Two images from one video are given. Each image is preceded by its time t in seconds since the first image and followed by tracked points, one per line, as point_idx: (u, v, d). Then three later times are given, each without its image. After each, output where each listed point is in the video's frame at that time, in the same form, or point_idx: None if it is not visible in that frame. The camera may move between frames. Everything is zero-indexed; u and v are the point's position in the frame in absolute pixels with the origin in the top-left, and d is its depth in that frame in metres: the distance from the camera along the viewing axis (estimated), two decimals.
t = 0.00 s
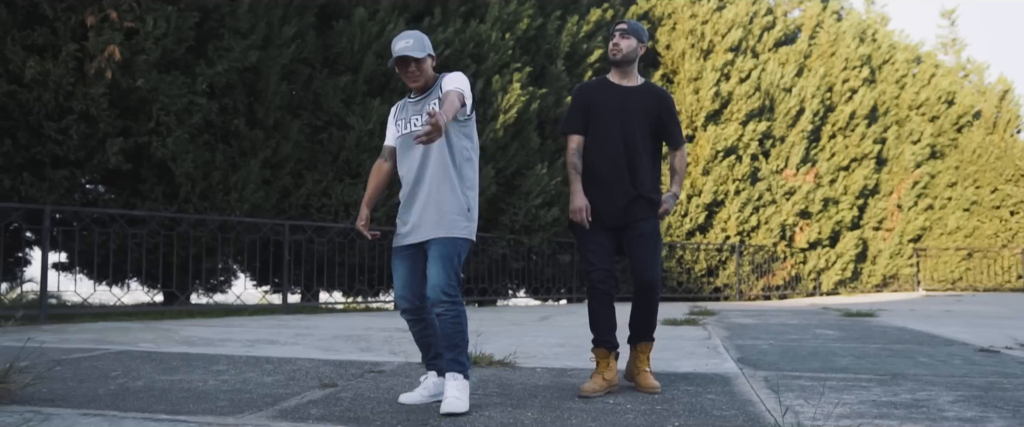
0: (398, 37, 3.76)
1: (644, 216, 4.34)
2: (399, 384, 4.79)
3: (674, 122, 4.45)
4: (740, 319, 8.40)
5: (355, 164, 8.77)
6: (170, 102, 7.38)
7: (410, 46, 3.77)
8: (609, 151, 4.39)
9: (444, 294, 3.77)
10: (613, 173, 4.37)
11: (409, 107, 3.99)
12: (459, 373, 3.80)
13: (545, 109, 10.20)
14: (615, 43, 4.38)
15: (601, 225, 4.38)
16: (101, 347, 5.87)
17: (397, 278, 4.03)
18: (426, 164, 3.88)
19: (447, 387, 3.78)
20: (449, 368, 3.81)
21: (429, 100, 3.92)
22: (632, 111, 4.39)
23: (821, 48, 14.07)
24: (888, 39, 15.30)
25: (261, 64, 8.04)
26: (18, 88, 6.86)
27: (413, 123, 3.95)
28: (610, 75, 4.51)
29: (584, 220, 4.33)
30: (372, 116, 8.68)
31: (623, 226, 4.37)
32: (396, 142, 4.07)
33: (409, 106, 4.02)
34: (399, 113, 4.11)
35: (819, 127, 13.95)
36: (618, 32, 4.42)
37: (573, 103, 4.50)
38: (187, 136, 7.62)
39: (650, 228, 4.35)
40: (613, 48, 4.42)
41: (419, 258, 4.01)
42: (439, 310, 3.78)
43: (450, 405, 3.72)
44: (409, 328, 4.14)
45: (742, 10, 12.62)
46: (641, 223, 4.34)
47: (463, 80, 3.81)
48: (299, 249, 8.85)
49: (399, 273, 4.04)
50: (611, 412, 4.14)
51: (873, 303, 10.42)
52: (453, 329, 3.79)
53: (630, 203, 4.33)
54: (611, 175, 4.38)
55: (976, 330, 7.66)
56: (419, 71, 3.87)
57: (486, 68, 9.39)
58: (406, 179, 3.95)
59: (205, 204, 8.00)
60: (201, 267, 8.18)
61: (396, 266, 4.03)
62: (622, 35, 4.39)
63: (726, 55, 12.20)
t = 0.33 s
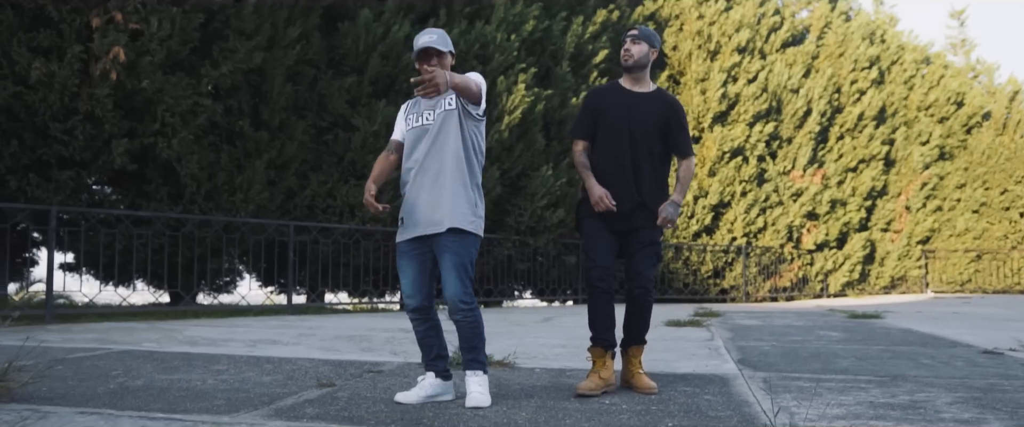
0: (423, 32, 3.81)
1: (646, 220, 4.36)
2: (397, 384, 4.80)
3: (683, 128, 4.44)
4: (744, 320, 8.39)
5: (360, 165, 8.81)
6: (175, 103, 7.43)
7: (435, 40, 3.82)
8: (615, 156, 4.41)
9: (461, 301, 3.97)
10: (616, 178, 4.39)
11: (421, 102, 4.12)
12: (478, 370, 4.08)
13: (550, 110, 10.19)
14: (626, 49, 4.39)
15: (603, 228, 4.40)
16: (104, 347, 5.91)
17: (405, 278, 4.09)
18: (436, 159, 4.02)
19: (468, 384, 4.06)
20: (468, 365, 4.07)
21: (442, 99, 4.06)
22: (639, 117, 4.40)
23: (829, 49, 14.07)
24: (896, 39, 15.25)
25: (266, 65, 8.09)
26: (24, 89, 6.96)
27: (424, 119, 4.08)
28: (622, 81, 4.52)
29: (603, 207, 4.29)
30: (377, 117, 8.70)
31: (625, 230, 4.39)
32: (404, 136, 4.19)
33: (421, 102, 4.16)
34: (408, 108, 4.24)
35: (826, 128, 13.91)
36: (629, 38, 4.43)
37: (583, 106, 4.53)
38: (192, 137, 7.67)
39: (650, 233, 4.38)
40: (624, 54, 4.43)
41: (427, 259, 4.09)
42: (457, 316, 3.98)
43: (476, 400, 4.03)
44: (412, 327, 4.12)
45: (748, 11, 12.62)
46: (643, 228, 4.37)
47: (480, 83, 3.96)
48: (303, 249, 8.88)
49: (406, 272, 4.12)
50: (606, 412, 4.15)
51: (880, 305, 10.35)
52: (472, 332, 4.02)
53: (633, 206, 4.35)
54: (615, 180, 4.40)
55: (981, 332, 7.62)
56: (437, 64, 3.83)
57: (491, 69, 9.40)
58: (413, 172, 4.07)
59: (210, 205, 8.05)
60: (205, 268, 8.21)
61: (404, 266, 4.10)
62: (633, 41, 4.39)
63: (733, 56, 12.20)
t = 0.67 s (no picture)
0: (448, 19, 3.99)
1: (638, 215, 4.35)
2: (391, 382, 4.81)
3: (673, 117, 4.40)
4: (744, 321, 8.38)
5: (360, 165, 8.83)
6: (175, 103, 7.47)
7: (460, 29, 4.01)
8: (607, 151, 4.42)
9: (474, 298, 4.04)
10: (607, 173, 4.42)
11: (438, 92, 4.12)
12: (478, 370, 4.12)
13: (551, 110, 10.18)
14: (616, 48, 4.43)
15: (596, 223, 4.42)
16: (102, 346, 5.93)
17: (415, 274, 4.09)
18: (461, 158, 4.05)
19: (466, 382, 4.08)
20: (468, 363, 4.11)
21: (463, 96, 4.09)
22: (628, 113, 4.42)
23: (831, 50, 14.06)
24: (899, 40, 15.22)
25: (266, 65, 8.13)
26: (24, 89, 7.03)
27: (445, 113, 4.09)
28: (616, 80, 4.56)
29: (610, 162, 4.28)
30: (377, 118, 8.72)
31: (617, 226, 4.39)
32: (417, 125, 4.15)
33: (435, 90, 4.15)
34: (417, 94, 4.19)
35: (828, 129, 13.89)
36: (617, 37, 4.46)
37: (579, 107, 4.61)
38: (192, 137, 7.71)
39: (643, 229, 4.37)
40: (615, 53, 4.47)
41: (438, 256, 4.12)
42: (469, 313, 4.04)
43: (470, 396, 4.03)
44: (415, 322, 4.12)
45: (750, 11, 12.63)
46: (634, 224, 4.36)
47: (505, 85, 4.08)
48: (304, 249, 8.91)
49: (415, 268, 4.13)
50: (597, 411, 4.17)
51: (881, 306, 10.34)
52: (480, 330, 4.08)
53: (623, 201, 4.36)
54: (606, 176, 4.43)
55: (981, 333, 7.62)
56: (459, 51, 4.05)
57: (491, 69, 9.41)
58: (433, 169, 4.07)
59: (211, 205, 8.08)
60: (205, 268, 8.24)
61: (415, 263, 4.10)
62: (622, 40, 4.43)
63: (735, 56, 12.21)
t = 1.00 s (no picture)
0: (470, 21, 3.99)
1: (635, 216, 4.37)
2: (389, 383, 4.82)
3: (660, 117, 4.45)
4: (743, 322, 8.38)
5: (360, 166, 8.83)
6: (175, 104, 7.49)
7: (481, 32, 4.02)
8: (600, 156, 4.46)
9: (479, 301, 4.05)
10: (604, 177, 4.45)
11: (458, 97, 4.10)
12: (475, 372, 4.13)
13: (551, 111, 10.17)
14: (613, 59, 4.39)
15: (594, 230, 4.46)
16: (100, 346, 5.93)
17: (417, 273, 4.04)
18: (481, 167, 4.08)
19: (462, 383, 4.08)
20: (466, 365, 4.12)
21: (483, 105, 4.11)
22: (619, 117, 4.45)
23: (831, 51, 14.06)
24: (900, 41, 15.21)
25: (266, 66, 8.14)
26: (24, 89, 7.06)
27: (465, 120, 4.09)
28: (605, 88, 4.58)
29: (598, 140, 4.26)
30: (377, 119, 8.73)
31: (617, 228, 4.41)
32: (434, 127, 4.09)
33: (452, 93, 4.12)
34: (431, 94, 4.12)
35: (828, 130, 13.88)
36: (612, 44, 4.39)
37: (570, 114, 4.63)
38: (191, 138, 7.72)
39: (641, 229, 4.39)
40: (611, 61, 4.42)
41: (442, 258, 4.12)
42: (472, 314, 4.04)
43: (468, 397, 4.04)
44: (409, 321, 4.07)
45: (750, 13, 12.63)
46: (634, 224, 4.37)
47: (521, 101, 4.18)
48: (303, 250, 8.91)
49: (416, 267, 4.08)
50: (594, 412, 4.18)
51: (880, 308, 10.32)
52: (483, 333, 4.08)
53: (619, 203, 4.38)
54: (602, 180, 4.45)
55: (980, 335, 7.61)
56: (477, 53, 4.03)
57: (491, 71, 9.41)
58: (452, 175, 4.06)
59: (210, 205, 8.09)
60: (204, 268, 8.24)
61: (418, 261, 4.06)
62: (618, 49, 4.38)
63: (735, 58, 12.21)
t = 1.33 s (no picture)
0: (464, 25, 3.98)
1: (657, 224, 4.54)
2: (393, 384, 4.83)
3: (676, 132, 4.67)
4: (745, 325, 8.39)
5: (361, 168, 8.83)
6: (177, 105, 7.51)
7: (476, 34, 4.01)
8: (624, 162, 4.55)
9: (483, 305, 4.05)
10: (627, 184, 4.54)
11: (458, 100, 4.08)
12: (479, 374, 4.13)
13: (552, 113, 10.17)
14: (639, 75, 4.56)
15: (614, 234, 4.53)
16: (104, 347, 5.94)
17: (421, 275, 4.05)
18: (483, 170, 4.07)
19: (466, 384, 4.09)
20: (469, 366, 4.13)
21: (484, 107, 4.11)
22: (645, 127, 4.58)
23: (832, 54, 14.06)
24: (900, 44, 15.22)
25: (268, 67, 8.16)
26: (26, 90, 7.07)
27: (466, 123, 4.08)
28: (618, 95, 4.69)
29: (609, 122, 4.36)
30: (378, 120, 8.74)
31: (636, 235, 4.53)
32: (435, 132, 4.08)
33: (452, 97, 4.11)
34: (431, 98, 4.11)
35: (829, 133, 13.88)
36: (637, 58, 4.53)
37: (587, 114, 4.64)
38: (194, 138, 7.73)
39: (661, 238, 4.57)
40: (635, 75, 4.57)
41: (446, 260, 4.11)
42: (476, 318, 4.04)
43: (471, 400, 4.05)
44: (410, 324, 4.07)
45: (751, 15, 12.62)
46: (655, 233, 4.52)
47: (520, 102, 4.18)
48: (305, 251, 8.90)
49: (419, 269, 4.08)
50: (599, 413, 4.19)
51: (881, 310, 10.33)
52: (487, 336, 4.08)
53: (646, 211, 4.51)
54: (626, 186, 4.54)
55: (982, 337, 7.62)
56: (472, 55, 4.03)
57: (492, 72, 9.42)
58: (453, 179, 4.05)
59: (212, 206, 8.10)
60: (206, 269, 8.24)
61: (422, 263, 4.06)
62: (643, 64, 4.55)
63: (736, 60, 12.19)
